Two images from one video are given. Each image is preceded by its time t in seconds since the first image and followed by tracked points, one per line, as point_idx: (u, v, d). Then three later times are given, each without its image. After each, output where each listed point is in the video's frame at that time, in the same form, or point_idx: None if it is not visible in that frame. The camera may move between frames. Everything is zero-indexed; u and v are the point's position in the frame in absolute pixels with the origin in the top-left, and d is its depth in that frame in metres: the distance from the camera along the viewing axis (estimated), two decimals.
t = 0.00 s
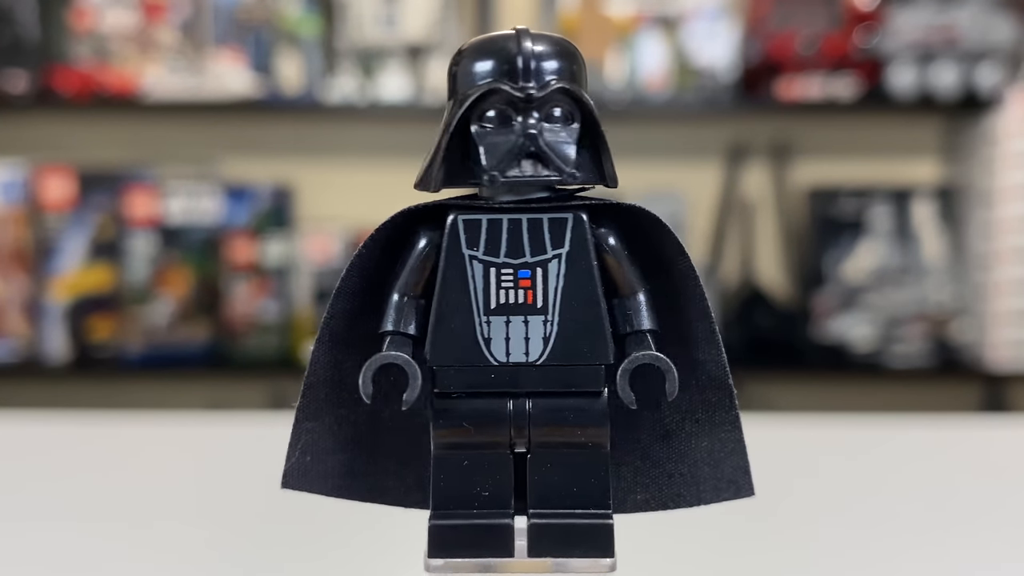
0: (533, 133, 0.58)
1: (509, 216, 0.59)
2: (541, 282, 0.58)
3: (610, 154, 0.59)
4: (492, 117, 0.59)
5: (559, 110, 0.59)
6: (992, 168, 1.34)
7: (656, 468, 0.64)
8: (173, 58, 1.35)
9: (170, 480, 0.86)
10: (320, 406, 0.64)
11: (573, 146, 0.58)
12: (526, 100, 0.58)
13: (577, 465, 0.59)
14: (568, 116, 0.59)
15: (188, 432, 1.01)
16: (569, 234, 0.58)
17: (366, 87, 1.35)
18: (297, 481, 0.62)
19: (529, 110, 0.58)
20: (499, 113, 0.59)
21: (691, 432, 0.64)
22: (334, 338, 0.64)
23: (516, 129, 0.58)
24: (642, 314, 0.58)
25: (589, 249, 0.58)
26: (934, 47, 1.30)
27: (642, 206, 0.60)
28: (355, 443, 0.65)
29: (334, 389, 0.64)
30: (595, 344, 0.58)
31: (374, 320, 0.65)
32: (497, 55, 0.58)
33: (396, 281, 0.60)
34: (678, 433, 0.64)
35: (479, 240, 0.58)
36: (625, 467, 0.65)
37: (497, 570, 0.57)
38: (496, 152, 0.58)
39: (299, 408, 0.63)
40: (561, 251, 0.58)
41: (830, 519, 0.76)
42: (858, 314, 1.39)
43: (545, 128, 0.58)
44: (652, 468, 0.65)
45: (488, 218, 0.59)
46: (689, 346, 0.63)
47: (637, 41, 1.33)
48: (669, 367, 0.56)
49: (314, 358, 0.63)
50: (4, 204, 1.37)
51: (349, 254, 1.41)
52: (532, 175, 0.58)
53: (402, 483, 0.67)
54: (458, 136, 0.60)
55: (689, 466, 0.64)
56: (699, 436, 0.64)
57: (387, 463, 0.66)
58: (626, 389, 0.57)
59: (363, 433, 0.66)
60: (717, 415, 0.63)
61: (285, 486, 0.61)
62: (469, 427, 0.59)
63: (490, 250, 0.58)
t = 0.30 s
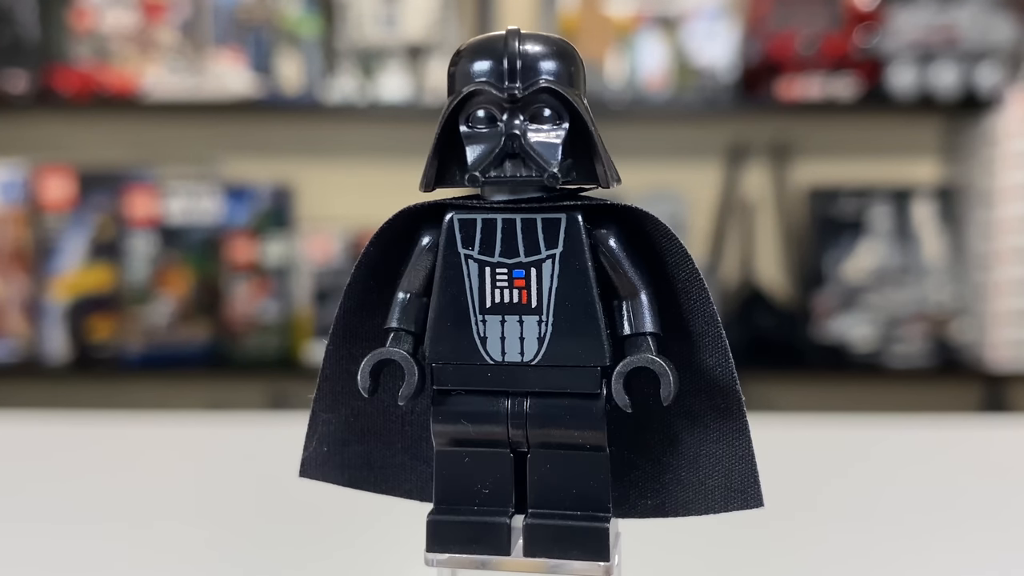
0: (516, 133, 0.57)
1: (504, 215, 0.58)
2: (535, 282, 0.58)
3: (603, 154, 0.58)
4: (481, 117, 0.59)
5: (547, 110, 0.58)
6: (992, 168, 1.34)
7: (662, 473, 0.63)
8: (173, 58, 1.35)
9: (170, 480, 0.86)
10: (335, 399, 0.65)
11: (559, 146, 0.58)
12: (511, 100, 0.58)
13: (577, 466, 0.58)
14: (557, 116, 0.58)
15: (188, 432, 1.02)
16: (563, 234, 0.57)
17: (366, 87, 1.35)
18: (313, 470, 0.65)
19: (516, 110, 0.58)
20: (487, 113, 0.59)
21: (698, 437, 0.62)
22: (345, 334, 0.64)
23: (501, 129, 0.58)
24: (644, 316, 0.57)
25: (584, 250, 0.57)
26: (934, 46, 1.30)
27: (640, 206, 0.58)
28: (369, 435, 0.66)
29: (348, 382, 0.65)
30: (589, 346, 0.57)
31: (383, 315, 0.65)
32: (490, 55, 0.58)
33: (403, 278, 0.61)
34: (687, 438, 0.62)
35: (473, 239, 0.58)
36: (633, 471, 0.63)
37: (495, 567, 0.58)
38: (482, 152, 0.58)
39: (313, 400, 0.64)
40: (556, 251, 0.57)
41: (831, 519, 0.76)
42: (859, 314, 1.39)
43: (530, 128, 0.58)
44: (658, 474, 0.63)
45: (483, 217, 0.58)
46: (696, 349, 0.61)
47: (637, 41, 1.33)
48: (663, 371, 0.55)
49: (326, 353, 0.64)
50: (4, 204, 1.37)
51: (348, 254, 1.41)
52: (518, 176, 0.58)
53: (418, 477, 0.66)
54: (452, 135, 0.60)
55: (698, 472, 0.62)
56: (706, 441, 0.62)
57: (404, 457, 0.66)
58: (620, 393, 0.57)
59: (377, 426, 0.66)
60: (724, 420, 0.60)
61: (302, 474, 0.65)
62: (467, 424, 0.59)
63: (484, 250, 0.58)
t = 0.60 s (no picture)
0: (516, 133, 0.57)
1: (505, 215, 0.58)
2: (536, 282, 0.58)
3: (604, 155, 0.58)
4: (482, 117, 0.59)
5: (548, 110, 0.58)
6: (992, 168, 1.34)
7: (662, 473, 0.63)
8: (173, 58, 1.35)
9: (171, 480, 0.86)
10: (336, 399, 0.65)
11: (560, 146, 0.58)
12: (512, 100, 0.58)
13: (577, 466, 0.58)
14: (558, 116, 0.58)
15: (188, 432, 1.02)
16: (563, 234, 0.57)
17: (366, 87, 1.35)
18: (313, 470, 0.65)
19: (517, 110, 0.58)
20: (487, 113, 0.59)
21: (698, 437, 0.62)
22: (346, 334, 0.64)
23: (501, 129, 0.58)
24: (644, 316, 0.57)
25: (584, 250, 0.57)
26: (934, 46, 1.30)
27: (641, 206, 0.58)
28: (369, 435, 0.66)
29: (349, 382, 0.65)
30: (589, 346, 0.57)
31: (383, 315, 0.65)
32: (491, 55, 0.58)
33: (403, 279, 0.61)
34: (688, 438, 0.62)
35: (474, 239, 0.58)
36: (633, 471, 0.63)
37: (496, 567, 0.58)
38: (482, 152, 0.58)
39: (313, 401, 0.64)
40: (556, 251, 0.57)
41: (832, 519, 0.76)
42: (858, 314, 1.39)
43: (531, 128, 0.58)
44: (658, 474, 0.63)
45: (483, 217, 0.58)
46: (697, 349, 0.61)
47: (637, 41, 1.33)
48: (663, 371, 0.55)
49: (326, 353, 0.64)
50: (4, 204, 1.37)
51: (348, 254, 1.41)
52: (518, 176, 0.58)
53: (419, 477, 0.66)
54: (452, 136, 0.60)
55: (699, 473, 0.62)
56: (706, 441, 0.62)
57: (405, 457, 0.66)
58: (621, 393, 0.57)
59: (377, 426, 0.66)
60: (724, 420, 0.60)
61: (302, 474, 0.65)
62: (467, 424, 0.59)
63: (485, 250, 0.58)
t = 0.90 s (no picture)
0: (516, 133, 0.57)
1: (504, 215, 0.58)
2: (536, 282, 0.58)
3: (604, 155, 0.58)
4: (481, 117, 0.59)
5: (547, 110, 0.58)
6: (992, 167, 1.33)
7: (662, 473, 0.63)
8: (172, 58, 1.35)
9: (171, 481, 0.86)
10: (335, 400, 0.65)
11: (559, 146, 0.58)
12: (511, 100, 0.58)
13: (577, 466, 0.58)
14: (557, 116, 0.59)
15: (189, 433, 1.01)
16: (563, 234, 0.57)
17: (366, 87, 1.35)
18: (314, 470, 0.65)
19: (516, 110, 0.58)
20: (487, 113, 0.59)
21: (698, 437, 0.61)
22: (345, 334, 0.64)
23: (501, 129, 0.58)
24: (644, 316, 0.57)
25: (584, 250, 0.57)
26: (933, 47, 1.30)
27: (640, 206, 0.58)
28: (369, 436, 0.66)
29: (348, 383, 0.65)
30: (588, 346, 0.57)
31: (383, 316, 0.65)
32: (490, 55, 0.58)
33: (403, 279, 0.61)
34: (687, 438, 0.62)
35: (473, 239, 0.58)
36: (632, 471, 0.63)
37: (496, 567, 0.58)
38: (482, 153, 0.58)
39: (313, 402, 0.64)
40: (555, 251, 0.57)
41: (832, 519, 0.76)
42: (859, 314, 1.39)
43: (530, 128, 0.58)
44: (658, 474, 0.63)
45: (483, 217, 0.58)
46: (697, 350, 0.61)
47: (637, 41, 1.33)
48: (663, 371, 0.55)
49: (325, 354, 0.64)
50: (4, 204, 1.37)
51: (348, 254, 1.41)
52: (518, 176, 0.58)
53: (419, 477, 0.66)
54: (451, 135, 0.60)
55: (699, 473, 0.61)
56: (706, 442, 0.61)
57: (404, 457, 0.66)
58: (621, 393, 0.57)
59: (377, 427, 0.66)
60: (724, 420, 0.60)
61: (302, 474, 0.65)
62: (467, 424, 0.59)
63: (485, 250, 0.58)
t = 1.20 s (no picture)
0: (514, 133, 0.57)
1: (503, 214, 0.57)
2: (534, 282, 0.57)
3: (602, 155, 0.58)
4: (480, 116, 0.58)
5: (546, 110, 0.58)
6: (992, 167, 1.34)
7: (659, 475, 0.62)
8: (172, 57, 1.35)
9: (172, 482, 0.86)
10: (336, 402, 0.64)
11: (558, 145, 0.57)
12: (510, 100, 0.57)
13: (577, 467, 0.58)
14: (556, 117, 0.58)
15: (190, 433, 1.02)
16: (562, 234, 0.57)
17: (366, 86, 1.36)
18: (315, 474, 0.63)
19: (515, 110, 0.58)
20: (485, 113, 0.58)
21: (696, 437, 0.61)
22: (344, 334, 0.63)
23: (500, 129, 0.58)
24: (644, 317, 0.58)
25: (583, 250, 0.57)
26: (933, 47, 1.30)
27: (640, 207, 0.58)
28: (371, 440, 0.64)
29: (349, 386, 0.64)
30: (587, 345, 0.57)
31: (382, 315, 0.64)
32: (489, 54, 0.58)
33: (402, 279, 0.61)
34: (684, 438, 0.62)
35: (472, 239, 0.58)
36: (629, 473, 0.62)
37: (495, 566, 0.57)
38: (481, 153, 0.58)
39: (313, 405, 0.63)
40: (554, 252, 0.57)
41: (831, 520, 0.76)
42: (860, 314, 1.40)
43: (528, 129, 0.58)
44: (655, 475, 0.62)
45: (482, 217, 0.57)
46: (694, 350, 0.61)
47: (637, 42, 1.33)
48: (661, 372, 0.56)
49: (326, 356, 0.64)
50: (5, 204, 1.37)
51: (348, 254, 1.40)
52: (516, 176, 0.58)
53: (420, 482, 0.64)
54: (450, 135, 0.60)
55: (698, 473, 0.61)
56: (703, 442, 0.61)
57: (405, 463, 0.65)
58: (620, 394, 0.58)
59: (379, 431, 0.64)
60: (724, 420, 0.61)
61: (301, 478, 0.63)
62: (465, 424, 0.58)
63: (484, 250, 0.57)
